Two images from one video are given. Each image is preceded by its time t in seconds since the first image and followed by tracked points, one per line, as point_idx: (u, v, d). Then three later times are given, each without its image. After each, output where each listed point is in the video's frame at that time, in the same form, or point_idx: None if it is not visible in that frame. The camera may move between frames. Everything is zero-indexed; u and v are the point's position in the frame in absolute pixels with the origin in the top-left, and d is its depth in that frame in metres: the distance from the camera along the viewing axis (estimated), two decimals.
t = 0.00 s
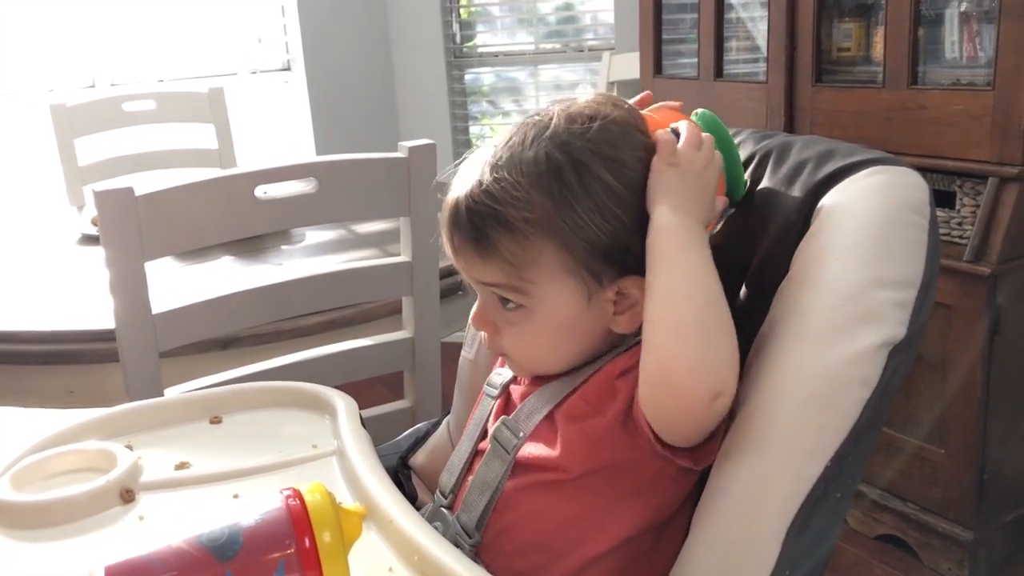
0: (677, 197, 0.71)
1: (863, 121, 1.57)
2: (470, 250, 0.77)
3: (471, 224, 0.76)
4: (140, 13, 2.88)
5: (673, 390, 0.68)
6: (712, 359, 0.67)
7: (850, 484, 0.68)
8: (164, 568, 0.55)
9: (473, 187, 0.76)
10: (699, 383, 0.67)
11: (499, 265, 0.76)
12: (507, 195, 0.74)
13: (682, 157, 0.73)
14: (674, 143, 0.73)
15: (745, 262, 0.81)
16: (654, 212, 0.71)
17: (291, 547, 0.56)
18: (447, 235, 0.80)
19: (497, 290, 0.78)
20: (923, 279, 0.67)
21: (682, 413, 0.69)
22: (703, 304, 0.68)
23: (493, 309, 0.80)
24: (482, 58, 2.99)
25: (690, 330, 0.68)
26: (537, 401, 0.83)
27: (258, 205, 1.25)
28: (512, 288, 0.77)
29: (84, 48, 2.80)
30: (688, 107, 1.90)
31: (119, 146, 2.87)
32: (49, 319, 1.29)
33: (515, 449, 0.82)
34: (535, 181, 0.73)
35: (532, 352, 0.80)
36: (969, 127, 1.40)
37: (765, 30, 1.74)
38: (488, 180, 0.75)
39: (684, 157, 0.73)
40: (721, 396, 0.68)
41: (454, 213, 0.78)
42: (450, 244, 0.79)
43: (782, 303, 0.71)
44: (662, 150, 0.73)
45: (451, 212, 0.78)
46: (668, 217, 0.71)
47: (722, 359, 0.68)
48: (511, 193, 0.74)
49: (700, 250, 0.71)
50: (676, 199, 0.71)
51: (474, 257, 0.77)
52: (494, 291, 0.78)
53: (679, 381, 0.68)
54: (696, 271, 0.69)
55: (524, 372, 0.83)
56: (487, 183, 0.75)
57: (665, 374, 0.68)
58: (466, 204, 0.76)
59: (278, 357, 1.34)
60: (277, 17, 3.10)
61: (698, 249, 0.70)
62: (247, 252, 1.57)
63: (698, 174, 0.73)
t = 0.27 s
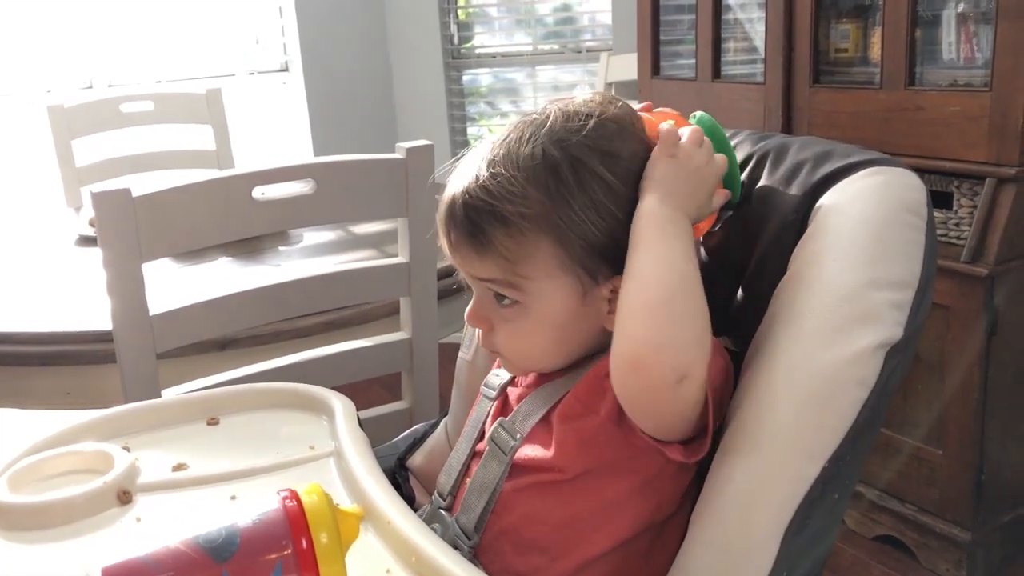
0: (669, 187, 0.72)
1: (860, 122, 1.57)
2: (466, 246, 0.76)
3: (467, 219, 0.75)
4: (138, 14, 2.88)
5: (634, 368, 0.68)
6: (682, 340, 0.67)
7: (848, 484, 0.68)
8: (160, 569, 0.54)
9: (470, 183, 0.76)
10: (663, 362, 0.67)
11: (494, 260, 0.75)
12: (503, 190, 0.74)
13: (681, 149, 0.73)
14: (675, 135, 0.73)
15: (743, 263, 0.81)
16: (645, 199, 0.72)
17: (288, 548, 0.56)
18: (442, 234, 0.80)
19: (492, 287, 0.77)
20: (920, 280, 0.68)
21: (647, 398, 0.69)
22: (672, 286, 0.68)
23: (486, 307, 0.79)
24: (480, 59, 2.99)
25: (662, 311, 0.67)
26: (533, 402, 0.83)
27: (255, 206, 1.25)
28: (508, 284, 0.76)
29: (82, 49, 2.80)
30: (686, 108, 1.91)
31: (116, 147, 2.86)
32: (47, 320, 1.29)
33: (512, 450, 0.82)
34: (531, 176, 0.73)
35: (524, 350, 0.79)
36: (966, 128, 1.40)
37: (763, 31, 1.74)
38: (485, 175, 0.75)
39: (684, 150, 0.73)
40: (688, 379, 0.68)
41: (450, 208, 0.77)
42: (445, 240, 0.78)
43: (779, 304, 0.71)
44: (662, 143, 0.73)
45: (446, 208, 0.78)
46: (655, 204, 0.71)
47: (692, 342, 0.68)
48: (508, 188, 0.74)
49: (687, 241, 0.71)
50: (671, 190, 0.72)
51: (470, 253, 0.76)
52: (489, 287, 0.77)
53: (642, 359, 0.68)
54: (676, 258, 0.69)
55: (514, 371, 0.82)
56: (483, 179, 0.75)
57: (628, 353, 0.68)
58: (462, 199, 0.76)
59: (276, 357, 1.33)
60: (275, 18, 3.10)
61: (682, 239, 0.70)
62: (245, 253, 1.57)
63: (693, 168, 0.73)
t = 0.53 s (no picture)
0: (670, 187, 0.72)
1: (857, 123, 1.57)
2: (471, 244, 0.76)
3: (473, 218, 0.75)
4: (135, 14, 2.87)
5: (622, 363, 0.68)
6: (673, 337, 0.67)
7: (845, 485, 0.68)
8: (156, 570, 0.54)
9: (475, 181, 0.76)
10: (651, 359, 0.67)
11: (500, 259, 0.75)
12: (510, 188, 0.74)
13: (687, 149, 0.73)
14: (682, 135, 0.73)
15: (740, 264, 0.81)
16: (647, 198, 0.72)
17: (284, 550, 0.56)
18: (445, 234, 0.79)
19: (496, 286, 0.77)
20: (917, 281, 0.67)
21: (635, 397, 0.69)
22: (662, 283, 0.68)
23: (489, 307, 0.78)
24: (478, 60, 2.99)
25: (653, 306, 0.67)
26: (530, 405, 0.83)
27: (252, 207, 1.25)
28: (513, 283, 0.75)
29: (79, 49, 2.80)
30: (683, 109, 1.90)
31: (113, 147, 2.86)
32: (43, 321, 1.28)
33: (509, 453, 0.82)
34: (540, 174, 0.73)
35: (524, 352, 0.78)
36: (963, 129, 1.41)
37: (760, 32, 1.74)
38: (491, 173, 0.75)
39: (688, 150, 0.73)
40: (677, 381, 0.68)
41: (454, 206, 0.77)
42: (449, 239, 0.78)
43: (777, 305, 0.71)
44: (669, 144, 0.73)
45: (450, 207, 0.77)
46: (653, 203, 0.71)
47: (683, 339, 0.67)
48: (515, 186, 0.74)
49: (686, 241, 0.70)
50: (676, 191, 0.72)
51: (475, 251, 0.76)
52: (493, 286, 0.77)
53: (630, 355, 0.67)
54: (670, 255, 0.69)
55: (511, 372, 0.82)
56: (490, 177, 0.75)
57: (618, 348, 0.68)
58: (468, 198, 0.75)
59: (273, 358, 1.33)
60: (272, 19, 3.10)
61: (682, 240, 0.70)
62: (242, 253, 1.57)
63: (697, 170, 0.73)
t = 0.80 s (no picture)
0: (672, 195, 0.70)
1: (855, 124, 1.57)
2: (471, 244, 0.76)
3: (473, 218, 0.75)
4: (133, 13, 2.87)
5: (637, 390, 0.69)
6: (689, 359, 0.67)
7: (842, 486, 0.68)
8: (152, 570, 0.54)
9: (475, 181, 0.76)
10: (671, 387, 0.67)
11: (500, 259, 0.75)
12: (511, 187, 0.74)
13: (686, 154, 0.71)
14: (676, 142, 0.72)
15: (738, 265, 0.81)
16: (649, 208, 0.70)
17: (281, 550, 0.56)
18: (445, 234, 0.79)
19: (496, 287, 0.77)
20: (915, 282, 0.67)
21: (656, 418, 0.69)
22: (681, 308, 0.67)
23: (488, 307, 0.78)
24: (476, 60, 2.99)
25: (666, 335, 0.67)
26: (527, 407, 0.83)
27: (250, 207, 1.25)
28: (513, 283, 0.75)
29: (77, 49, 2.79)
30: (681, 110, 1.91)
31: (111, 147, 2.86)
32: (40, 320, 1.28)
33: (506, 453, 0.82)
34: (540, 174, 0.73)
35: (525, 352, 0.78)
36: (961, 130, 1.41)
37: (758, 33, 1.74)
38: (491, 173, 0.75)
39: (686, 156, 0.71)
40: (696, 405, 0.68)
41: (454, 206, 0.77)
42: (448, 239, 0.78)
43: (774, 307, 0.71)
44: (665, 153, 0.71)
45: (450, 206, 0.78)
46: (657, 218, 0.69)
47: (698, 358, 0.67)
48: (516, 187, 0.74)
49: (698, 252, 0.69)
50: (674, 197, 0.69)
51: (475, 251, 0.76)
52: (493, 287, 0.77)
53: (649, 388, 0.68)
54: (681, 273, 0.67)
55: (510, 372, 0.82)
56: (490, 177, 0.75)
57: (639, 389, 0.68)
58: (468, 198, 0.75)
59: (270, 358, 1.33)
60: (270, 19, 3.09)
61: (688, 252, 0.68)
62: (239, 253, 1.57)
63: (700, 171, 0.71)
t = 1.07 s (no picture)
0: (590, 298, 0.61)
1: (854, 125, 1.57)
2: (471, 243, 0.76)
3: (473, 215, 0.75)
4: (131, 13, 2.87)
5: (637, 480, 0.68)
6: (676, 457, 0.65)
7: (841, 486, 0.68)
8: (149, 570, 0.54)
9: (475, 179, 0.76)
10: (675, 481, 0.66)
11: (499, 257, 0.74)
12: (511, 186, 0.74)
13: (579, 238, 0.59)
14: (563, 225, 0.59)
15: (738, 264, 0.81)
16: (571, 304, 0.62)
17: (279, 550, 0.55)
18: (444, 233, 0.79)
19: (495, 286, 0.76)
20: (914, 283, 0.68)
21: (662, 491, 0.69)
22: (658, 424, 0.64)
23: (487, 306, 0.78)
24: (474, 60, 2.99)
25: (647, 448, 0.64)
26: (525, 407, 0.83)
27: (248, 206, 1.25)
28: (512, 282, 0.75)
29: (75, 48, 2.79)
30: (680, 110, 1.91)
31: (109, 147, 2.85)
32: (37, 320, 1.28)
33: (505, 454, 0.81)
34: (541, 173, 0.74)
35: (524, 351, 0.78)
36: (959, 131, 1.41)
37: (756, 34, 1.75)
38: (492, 172, 0.75)
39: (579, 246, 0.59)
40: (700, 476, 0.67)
41: (453, 204, 0.77)
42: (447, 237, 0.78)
43: (773, 306, 0.71)
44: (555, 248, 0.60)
45: (449, 205, 0.78)
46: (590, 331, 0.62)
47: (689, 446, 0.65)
48: (515, 185, 0.74)
49: (632, 340, 0.63)
50: (595, 291, 0.61)
51: (474, 250, 0.76)
52: (492, 286, 0.77)
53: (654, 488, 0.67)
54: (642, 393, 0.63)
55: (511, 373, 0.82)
56: (491, 175, 0.75)
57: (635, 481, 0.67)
58: (468, 195, 0.76)
59: (268, 358, 1.33)
60: (268, 19, 3.09)
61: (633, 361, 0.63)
62: (237, 253, 1.57)
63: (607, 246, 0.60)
